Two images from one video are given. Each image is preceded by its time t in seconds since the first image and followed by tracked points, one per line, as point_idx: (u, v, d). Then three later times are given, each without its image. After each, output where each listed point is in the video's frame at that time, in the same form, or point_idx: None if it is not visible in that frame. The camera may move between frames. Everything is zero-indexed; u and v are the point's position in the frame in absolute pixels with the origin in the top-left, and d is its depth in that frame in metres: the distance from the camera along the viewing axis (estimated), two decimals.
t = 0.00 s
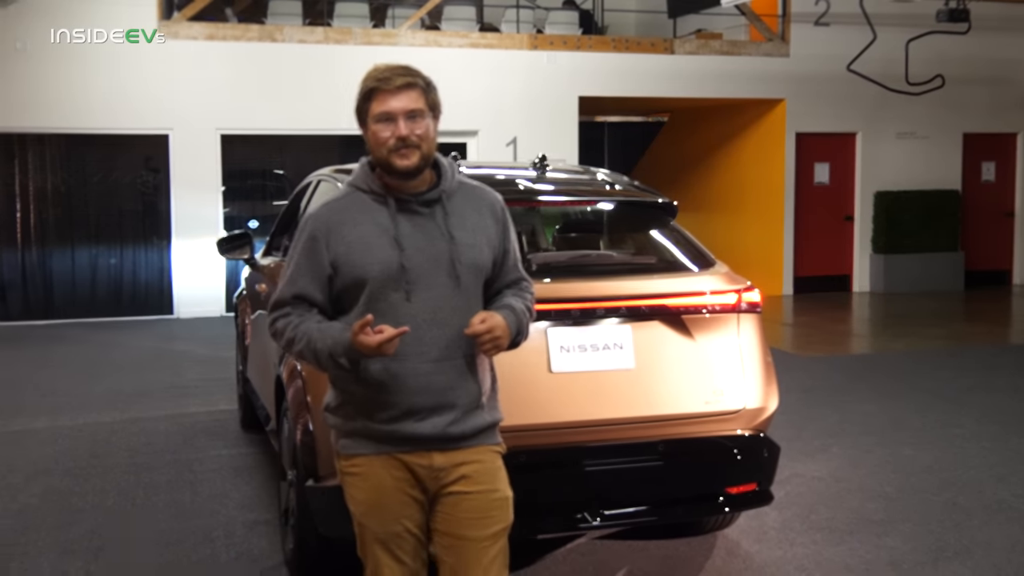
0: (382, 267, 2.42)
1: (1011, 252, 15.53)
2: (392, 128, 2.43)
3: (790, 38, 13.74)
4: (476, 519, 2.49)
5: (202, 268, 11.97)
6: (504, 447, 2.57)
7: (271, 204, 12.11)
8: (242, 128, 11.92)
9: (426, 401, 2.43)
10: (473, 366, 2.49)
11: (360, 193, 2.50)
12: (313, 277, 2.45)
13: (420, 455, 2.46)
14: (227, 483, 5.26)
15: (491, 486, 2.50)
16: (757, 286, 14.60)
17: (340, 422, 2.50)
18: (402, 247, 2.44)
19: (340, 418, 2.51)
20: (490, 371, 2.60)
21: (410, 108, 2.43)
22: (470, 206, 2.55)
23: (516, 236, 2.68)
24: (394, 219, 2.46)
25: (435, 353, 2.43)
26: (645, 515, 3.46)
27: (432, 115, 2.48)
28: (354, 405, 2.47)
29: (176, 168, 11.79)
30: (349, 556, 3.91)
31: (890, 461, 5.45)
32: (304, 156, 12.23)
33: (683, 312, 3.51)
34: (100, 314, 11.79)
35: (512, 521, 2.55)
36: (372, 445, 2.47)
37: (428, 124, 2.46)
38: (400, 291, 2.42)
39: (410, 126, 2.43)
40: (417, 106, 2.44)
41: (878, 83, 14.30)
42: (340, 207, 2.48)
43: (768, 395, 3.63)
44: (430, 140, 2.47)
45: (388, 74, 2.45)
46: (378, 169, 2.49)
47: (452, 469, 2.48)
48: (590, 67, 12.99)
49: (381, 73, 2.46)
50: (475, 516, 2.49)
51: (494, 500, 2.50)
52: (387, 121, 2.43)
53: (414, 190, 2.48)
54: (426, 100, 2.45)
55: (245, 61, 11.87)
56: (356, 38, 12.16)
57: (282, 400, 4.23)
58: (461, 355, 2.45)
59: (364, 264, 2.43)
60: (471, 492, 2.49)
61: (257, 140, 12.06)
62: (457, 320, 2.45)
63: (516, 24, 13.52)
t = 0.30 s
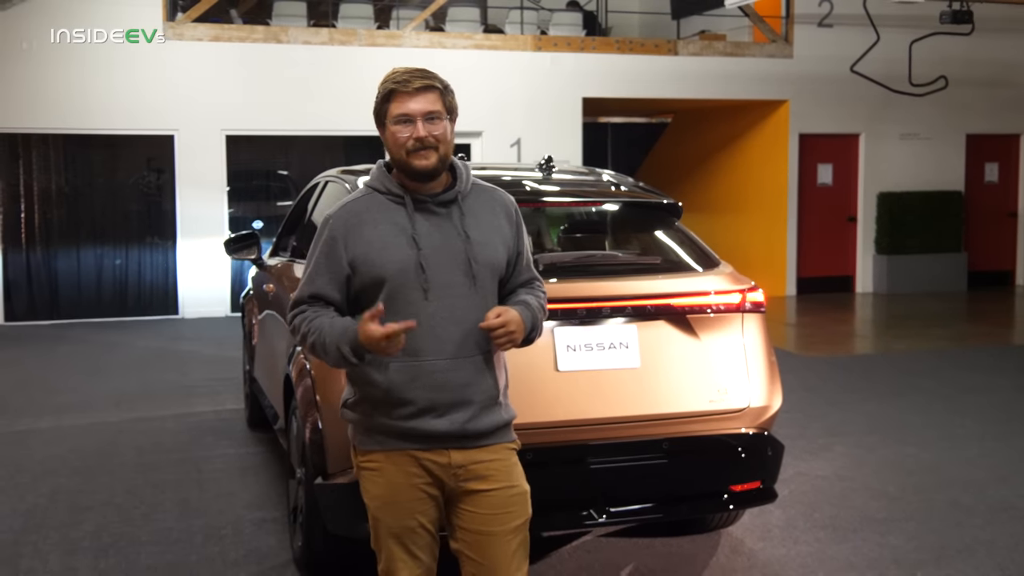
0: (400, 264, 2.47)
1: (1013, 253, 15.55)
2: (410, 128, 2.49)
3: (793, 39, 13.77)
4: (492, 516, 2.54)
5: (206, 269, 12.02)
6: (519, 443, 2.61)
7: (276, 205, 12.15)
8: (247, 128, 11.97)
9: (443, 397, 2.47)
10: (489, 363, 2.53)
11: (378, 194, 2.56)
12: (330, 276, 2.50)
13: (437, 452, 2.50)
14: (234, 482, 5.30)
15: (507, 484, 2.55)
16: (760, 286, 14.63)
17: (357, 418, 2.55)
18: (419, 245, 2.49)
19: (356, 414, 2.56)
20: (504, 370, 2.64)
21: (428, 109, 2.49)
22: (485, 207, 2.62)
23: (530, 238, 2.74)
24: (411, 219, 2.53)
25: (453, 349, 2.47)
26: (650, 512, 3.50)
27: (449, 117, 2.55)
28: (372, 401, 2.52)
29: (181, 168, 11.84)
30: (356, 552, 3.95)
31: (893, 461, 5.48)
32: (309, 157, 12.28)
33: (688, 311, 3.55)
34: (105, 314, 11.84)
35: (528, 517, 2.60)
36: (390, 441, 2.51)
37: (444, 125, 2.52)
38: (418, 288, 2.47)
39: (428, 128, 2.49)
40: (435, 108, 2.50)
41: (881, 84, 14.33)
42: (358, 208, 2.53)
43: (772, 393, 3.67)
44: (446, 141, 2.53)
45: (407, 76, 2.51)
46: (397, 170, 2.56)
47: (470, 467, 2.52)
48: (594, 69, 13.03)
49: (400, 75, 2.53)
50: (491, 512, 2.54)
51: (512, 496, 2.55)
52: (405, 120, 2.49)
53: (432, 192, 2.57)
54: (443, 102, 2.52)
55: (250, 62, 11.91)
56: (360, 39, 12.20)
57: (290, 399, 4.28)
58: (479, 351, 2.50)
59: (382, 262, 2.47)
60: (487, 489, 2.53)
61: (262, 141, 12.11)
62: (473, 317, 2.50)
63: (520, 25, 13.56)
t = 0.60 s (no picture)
0: (428, 251, 2.52)
1: (1013, 254, 15.60)
2: (431, 119, 2.58)
3: (794, 41, 13.81)
4: (516, 512, 2.59)
5: (209, 269, 12.05)
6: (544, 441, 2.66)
7: (278, 205, 12.18)
8: (250, 129, 12.01)
9: (471, 382, 2.51)
10: (517, 350, 2.56)
11: (410, 186, 2.64)
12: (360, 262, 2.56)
13: (465, 447, 2.55)
14: (241, 480, 5.34)
15: (532, 481, 2.60)
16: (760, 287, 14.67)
17: (382, 409, 2.58)
18: (447, 232, 2.55)
19: (382, 406, 2.59)
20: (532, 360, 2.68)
21: (451, 101, 2.57)
22: (515, 200, 2.68)
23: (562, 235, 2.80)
24: (441, 208, 2.59)
25: (481, 335, 2.52)
26: (655, 509, 3.55)
27: (474, 112, 2.61)
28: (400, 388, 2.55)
29: (183, 168, 11.88)
30: (364, 547, 4.01)
31: (895, 459, 5.52)
32: (311, 157, 12.31)
33: (694, 310, 3.59)
34: (108, 314, 11.87)
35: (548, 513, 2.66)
36: (417, 433, 2.54)
37: (466, 118, 2.59)
38: (446, 273, 2.52)
39: (448, 118, 2.57)
40: (460, 101, 2.58)
41: (881, 85, 14.38)
42: (390, 198, 2.61)
43: (777, 391, 3.71)
44: (467, 134, 2.59)
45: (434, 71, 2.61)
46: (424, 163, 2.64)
47: (497, 463, 2.57)
48: (597, 70, 13.07)
49: (430, 72, 2.63)
50: (516, 508, 2.59)
51: (536, 493, 2.61)
52: (427, 111, 2.58)
53: (461, 184, 2.64)
54: (468, 96, 2.60)
55: (253, 63, 11.95)
56: (363, 40, 12.24)
57: (299, 397, 4.32)
58: (508, 339, 2.55)
59: (411, 248, 2.53)
60: (513, 486, 2.58)
61: (264, 142, 12.15)
62: (501, 304, 2.54)
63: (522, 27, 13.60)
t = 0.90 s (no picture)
0: (457, 248, 2.59)
1: (988, 255, 15.79)
2: (463, 121, 2.61)
3: (774, 42, 13.91)
4: (535, 496, 2.66)
5: (190, 268, 12.00)
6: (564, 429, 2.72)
7: (259, 205, 12.16)
8: (233, 128, 11.98)
9: (495, 375, 2.57)
10: (542, 347, 2.63)
11: (441, 182, 2.67)
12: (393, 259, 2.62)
13: (489, 433, 2.60)
14: (229, 479, 5.35)
15: (551, 466, 2.66)
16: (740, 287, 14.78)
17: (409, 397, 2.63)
18: (476, 230, 2.61)
19: (409, 394, 2.65)
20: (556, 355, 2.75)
21: (482, 103, 2.60)
22: (542, 200, 2.74)
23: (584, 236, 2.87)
24: (470, 206, 2.65)
25: (506, 330, 2.58)
26: (644, 505, 3.57)
27: (505, 114, 2.64)
28: (428, 379, 2.60)
29: (164, 167, 11.83)
30: (356, 545, 4.03)
31: (877, 455, 5.60)
32: (293, 157, 12.29)
33: (683, 308, 3.64)
34: (88, 314, 11.81)
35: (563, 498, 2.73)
36: (442, 421, 2.59)
37: (496, 120, 2.62)
38: (474, 271, 2.58)
39: (479, 121, 2.60)
40: (491, 102, 2.61)
41: (860, 87, 14.52)
42: (421, 194, 2.66)
43: (764, 388, 3.77)
44: (498, 135, 2.63)
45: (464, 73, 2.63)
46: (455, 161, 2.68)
47: (519, 449, 2.62)
48: (579, 71, 13.13)
49: (462, 74, 2.65)
50: (534, 493, 2.66)
51: (554, 478, 2.67)
52: (459, 113, 2.61)
53: (490, 183, 2.68)
54: (499, 98, 2.62)
55: (236, 62, 11.93)
56: (345, 39, 12.25)
57: (290, 397, 4.35)
58: (533, 335, 2.61)
59: (440, 245, 2.59)
60: (534, 471, 2.65)
61: (246, 141, 12.11)
62: (527, 301, 2.61)
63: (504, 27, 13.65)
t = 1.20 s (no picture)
0: (444, 244, 2.64)
1: (930, 254, 16.15)
2: (457, 121, 2.67)
3: (722, 44, 14.10)
4: (513, 483, 2.73)
5: (138, 267, 11.85)
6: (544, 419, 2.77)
7: (207, 204, 12.03)
8: (182, 126, 11.85)
9: (476, 367, 2.63)
10: (525, 342, 2.68)
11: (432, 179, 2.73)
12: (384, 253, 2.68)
13: (470, 422, 2.65)
14: (184, 478, 5.31)
15: (531, 454, 2.73)
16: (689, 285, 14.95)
17: (397, 385, 2.70)
18: (463, 227, 2.66)
19: (397, 382, 2.71)
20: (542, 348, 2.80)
21: (475, 106, 2.66)
22: (530, 200, 2.78)
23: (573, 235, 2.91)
24: (459, 204, 2.69)
25: (490, 324, 2.63)
26: (601, 499, 3.62)
27: (497, 115, 2.70)
28: (415, 369, 2.67)
29: (111, 165, 11.65)
30: (315, 542, 4.03)
31: (826, 449, 5.72)
32: (243, 155, 12.18)
33: (641, 304, 3.70)
34: (33, 315, 11.60)
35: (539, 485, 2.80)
36: (426, 409, 2.65)
37: (488, 122, 2.68)
38: (459, 266, 2.63)
39: (473, 122, 2.66)
40: (484, 104, 2.67)
41: (806, 88, 14.77)
42: (412, 190, 2.71)
43: (720, 382, 3.84)
44: (490, 135, 2.68)
45: (460, 75, 2.69)
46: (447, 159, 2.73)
47: (500, 437, 2.69)
48: (531, 70, 13.20)
49: (456, 76, 2.71)
50: (512, 480, 2.72)
51: (533, 465, 2.74)
52: (454, 114, 2.67)
53: (480, 182, 2.73)
54: (491, 100, 2.67)
55: (185, 59, 11.80)
56: (296, 38, 12.18)
57: (248, 394, 4.33)
58: (516, 329, 2.66)
59: (428, 241, 2.65)
60: (513, 459, 2.71)
61: (195, 140, 11.98)
62: (511, 298, 2.66)
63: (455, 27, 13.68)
